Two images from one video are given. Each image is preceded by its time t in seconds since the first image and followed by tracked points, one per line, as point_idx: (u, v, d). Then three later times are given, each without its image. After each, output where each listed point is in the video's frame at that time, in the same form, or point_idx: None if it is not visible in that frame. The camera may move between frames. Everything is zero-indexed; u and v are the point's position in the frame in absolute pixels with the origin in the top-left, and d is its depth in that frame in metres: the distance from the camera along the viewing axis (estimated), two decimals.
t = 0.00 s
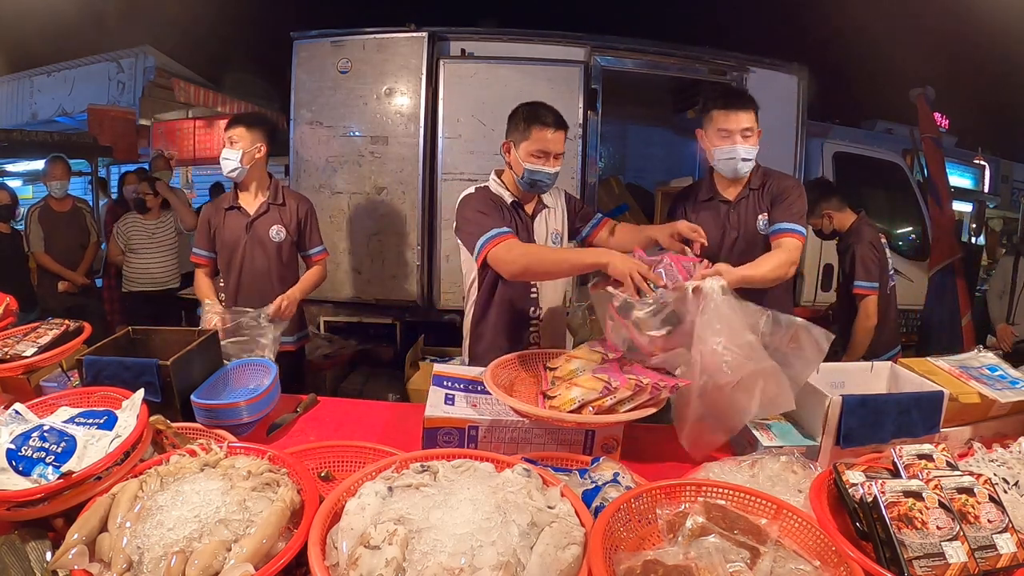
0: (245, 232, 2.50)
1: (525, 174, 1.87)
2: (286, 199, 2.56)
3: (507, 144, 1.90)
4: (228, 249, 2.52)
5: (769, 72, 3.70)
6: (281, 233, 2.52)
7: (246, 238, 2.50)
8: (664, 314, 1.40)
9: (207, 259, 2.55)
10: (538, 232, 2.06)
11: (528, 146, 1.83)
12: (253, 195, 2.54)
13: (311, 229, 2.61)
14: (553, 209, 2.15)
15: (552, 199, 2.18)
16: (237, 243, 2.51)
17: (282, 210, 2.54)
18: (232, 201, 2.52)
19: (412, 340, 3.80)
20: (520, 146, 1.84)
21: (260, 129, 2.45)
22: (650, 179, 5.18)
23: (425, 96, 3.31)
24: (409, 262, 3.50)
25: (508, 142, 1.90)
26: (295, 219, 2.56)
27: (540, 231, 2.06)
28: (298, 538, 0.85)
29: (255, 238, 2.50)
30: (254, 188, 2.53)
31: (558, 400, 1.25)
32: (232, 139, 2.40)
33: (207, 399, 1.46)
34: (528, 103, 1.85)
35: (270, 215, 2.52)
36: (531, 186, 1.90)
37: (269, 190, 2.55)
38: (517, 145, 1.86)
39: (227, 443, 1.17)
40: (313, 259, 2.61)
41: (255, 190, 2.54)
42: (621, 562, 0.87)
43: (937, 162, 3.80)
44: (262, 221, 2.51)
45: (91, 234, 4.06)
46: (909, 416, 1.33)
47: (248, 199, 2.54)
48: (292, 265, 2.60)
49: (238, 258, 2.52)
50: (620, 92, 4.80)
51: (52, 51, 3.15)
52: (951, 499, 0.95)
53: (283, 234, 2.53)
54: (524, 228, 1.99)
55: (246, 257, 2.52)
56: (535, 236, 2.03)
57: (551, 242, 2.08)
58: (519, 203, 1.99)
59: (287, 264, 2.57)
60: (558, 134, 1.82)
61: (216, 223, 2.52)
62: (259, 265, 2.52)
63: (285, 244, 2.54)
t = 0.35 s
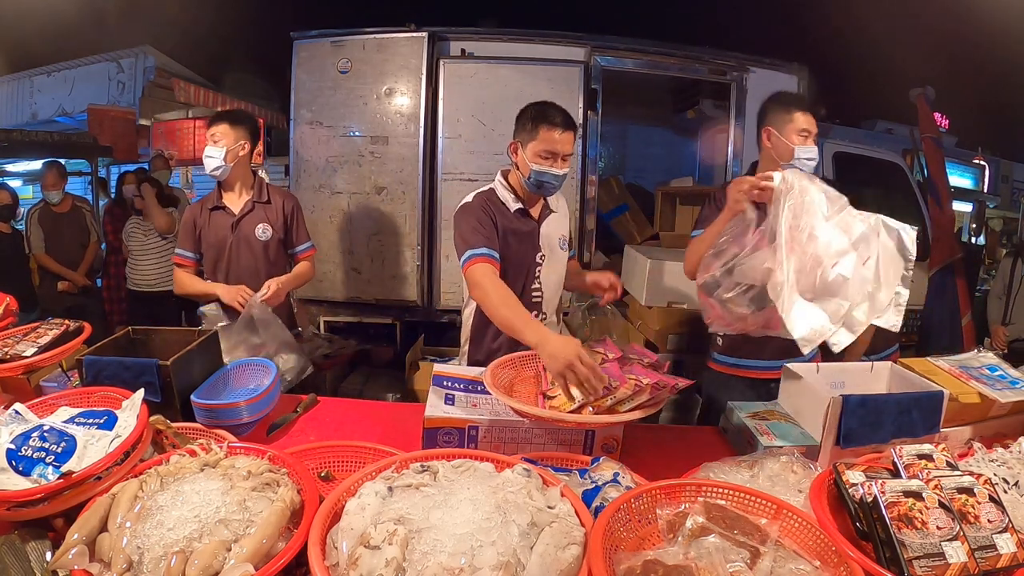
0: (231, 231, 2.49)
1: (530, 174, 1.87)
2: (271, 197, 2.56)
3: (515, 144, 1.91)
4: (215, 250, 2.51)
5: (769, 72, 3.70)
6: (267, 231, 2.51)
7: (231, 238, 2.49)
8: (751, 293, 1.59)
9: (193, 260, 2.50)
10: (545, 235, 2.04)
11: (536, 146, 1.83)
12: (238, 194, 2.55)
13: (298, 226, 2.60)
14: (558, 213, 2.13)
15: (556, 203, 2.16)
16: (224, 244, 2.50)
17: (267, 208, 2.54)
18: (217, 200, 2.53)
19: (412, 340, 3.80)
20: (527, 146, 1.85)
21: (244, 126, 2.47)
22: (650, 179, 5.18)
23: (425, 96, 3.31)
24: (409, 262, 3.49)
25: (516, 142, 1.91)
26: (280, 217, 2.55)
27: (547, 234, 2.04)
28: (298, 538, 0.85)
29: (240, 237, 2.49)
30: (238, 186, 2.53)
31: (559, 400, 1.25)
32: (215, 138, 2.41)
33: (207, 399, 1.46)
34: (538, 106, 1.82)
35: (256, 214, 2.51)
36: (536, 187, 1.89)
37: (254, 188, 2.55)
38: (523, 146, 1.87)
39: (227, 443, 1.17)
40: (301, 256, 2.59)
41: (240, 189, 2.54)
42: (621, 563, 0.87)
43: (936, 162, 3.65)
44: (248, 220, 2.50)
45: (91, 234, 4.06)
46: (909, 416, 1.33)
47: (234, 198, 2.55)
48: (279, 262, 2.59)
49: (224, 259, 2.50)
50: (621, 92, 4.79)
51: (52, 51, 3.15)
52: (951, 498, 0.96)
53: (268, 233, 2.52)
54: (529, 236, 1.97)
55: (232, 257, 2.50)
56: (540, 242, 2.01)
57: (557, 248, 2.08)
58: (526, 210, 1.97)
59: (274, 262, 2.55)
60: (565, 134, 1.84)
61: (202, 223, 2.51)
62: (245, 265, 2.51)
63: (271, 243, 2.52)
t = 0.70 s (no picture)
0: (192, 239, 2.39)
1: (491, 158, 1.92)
2: (231, 200, 2.43)
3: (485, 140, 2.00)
4: (176, 258, 2.42)
5: (769, 72, 3.70)
6: (229, 238, 2.41)
7: (191, 245, 2.39)
8: (901, 307, 1.35)
9: (152, 266, 2.43)
10: (540, 236, 2.02)
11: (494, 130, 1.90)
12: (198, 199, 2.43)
13: (263, 228, 2.50)
14: (553, 214, 2.10)
15: (552, 202, 2.14)
16: (185, 252, 2.40)
17: (228, 213, 2.42)
18: (175, 206, 2.41)
19: (412, 340, 3.80)
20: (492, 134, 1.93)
21: (203, 127, 2.30)
22: (650, 179, 5.18)
23: (425, 96, 3.31)
24: (409, 262, 3.49)
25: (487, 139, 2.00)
26: (242, 222, 2.44)
27: (541, 233, 2.02)
28: (298, 538, 0.85)
29: (201, 245, 2.39)
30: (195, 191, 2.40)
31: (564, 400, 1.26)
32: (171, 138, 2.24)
33: (207, 399, 1.46)
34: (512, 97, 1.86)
35: (216, 219, 2.40)
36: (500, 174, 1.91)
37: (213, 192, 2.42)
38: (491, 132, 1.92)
39: (227, 443, 1.17)
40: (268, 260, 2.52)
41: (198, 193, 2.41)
42: (621, 562, 0.87)
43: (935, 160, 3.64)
44: (208, 227, 2.39)
45: (91, 234, 4.05)
46: (909, 415, 1.33)
47: (193, 204, 2.42)
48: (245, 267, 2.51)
49: (186, 267, 2.42)
50: (621, 92, 4.79)
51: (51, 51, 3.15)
52: (951, 498, 0.96)
53: (231, 239, 2.41)
54: (522, 234, 1.96)
55: (193, 265, 2.42)
56: (534, 241, 2.00)
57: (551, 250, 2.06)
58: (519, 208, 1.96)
59: (236, 269, 2.46)
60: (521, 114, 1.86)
61: (161, 229, 2.42)
62: (207, 273, 2.43)
63: (233, 249, 2.42)
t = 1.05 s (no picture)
0: (150, 240, 2.35)
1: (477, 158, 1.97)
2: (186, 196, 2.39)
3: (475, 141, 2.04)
4: (139, 262, 2.38)
5: (769, 72, 3.70)
6: (189, 235, 2.37)
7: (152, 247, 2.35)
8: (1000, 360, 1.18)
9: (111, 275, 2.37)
10: (528, 235, 2.00)
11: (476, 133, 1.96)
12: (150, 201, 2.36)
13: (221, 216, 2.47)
14: (549, 215, 2.08)
15: (551, 204, 2.12)
16: (147, 255, 2.37)
17: (186, 209, 2.38)
18: (126, 212, 2.35)
19: (412, 340, 3.79)
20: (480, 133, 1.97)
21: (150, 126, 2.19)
22: (650, 179, 5.19)
23: (425, 96, 3.31)
24: (410, 262, 3.50)
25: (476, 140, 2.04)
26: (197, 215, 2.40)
27: (528, 232, 2.00)
28: (298, 538, 0.85)
29: (161, 245, 2.35)
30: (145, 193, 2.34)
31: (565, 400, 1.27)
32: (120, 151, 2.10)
33: (207, 399, 1.46)
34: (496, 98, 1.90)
35: (174, 218, 2.36)
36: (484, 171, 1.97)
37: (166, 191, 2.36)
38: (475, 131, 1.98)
39: (227, 443, 1.17)
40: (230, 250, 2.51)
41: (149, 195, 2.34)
42: (621, 562, 0.87)
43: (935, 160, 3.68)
44: (165, 225, 2.35)
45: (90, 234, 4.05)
46: (909, 416, 1.33)
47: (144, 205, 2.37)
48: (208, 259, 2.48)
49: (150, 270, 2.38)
50: (621, 92, 4.79)
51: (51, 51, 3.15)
52: (951, 499, 0.96)
53: (191, 236, 2.38)
54: (504, 233, 1.97)
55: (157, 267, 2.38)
56: (519, 240, 1.99)
57: (544, 250, 2.03)
58: (503, 207, 1.99)
59: (202, 264, 2.43)
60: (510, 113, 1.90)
61: (116, 235, 2.36)
62: (171, 274, 2.39)
63: (196, 246, 2.39)
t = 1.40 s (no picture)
0: (154, 243, 2.27)
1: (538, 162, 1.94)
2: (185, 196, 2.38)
3: (511, 140, 1.93)
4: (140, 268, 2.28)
5: (769, 72, 3.69)
6: (193, 234, 2.37)
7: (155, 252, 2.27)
8: None
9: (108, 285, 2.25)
10: (522, 233, 2.00)
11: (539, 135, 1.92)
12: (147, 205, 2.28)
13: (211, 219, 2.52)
14: (542, 214, 2.08)
15: (544, 202, 2.12)
16: (152, 260, 2.28)
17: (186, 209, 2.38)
18: (125, 217, 2.22)
19: (412, 339, 3.79)
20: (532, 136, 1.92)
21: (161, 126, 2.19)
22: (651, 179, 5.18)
23: (425, 96, 3.31)
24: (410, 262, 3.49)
25: (510, 139, 1.93)
26: (197, 215, 2.42)
27: (522, 232, 2.00)
28: (298, 538, 0.85)
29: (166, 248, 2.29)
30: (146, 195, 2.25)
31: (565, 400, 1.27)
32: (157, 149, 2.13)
33: (207, 399, 1.46)
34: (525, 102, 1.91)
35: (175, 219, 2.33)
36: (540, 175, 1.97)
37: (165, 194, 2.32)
38: (523, 138, 1.92)
39: (227, 443, 1.17)
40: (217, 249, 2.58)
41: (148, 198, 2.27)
42: (621, 562, 0.87)
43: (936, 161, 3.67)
44: (170, 227, 2.30)
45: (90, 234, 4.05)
46: (909, 416, 1.33)
47: (142, 209, 2.27)
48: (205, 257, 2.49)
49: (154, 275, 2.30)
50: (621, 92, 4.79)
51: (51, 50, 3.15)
52: (951, 499, 0.96)
53: (194, 235, 2.38)
54: (498, 234, 1.96)
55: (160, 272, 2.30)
56: (512, 240, 1.98)
57: (537, 248, 2.03)
58: (497, 207, 1.98)
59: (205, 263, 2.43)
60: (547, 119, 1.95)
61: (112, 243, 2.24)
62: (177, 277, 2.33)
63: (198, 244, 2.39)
